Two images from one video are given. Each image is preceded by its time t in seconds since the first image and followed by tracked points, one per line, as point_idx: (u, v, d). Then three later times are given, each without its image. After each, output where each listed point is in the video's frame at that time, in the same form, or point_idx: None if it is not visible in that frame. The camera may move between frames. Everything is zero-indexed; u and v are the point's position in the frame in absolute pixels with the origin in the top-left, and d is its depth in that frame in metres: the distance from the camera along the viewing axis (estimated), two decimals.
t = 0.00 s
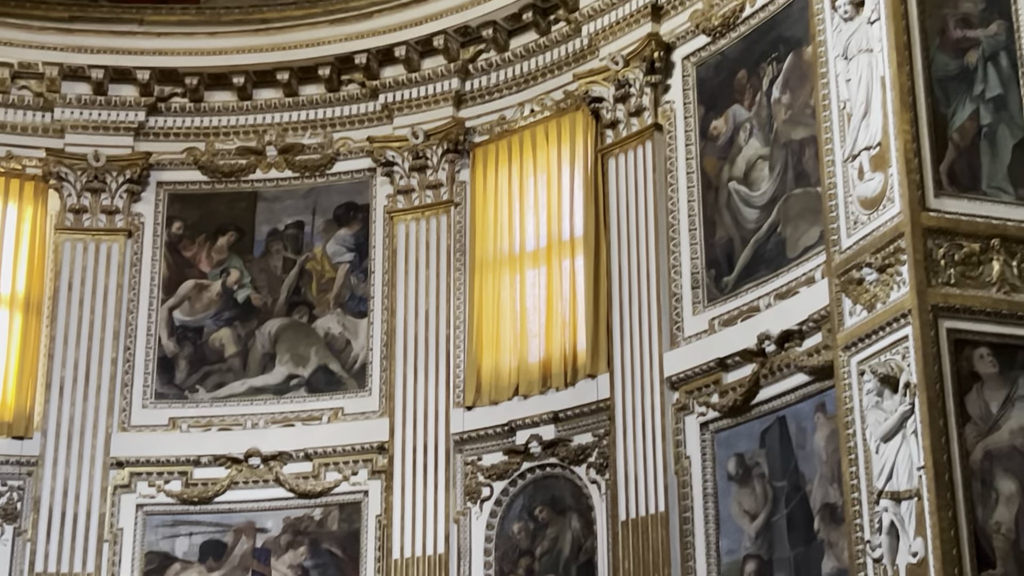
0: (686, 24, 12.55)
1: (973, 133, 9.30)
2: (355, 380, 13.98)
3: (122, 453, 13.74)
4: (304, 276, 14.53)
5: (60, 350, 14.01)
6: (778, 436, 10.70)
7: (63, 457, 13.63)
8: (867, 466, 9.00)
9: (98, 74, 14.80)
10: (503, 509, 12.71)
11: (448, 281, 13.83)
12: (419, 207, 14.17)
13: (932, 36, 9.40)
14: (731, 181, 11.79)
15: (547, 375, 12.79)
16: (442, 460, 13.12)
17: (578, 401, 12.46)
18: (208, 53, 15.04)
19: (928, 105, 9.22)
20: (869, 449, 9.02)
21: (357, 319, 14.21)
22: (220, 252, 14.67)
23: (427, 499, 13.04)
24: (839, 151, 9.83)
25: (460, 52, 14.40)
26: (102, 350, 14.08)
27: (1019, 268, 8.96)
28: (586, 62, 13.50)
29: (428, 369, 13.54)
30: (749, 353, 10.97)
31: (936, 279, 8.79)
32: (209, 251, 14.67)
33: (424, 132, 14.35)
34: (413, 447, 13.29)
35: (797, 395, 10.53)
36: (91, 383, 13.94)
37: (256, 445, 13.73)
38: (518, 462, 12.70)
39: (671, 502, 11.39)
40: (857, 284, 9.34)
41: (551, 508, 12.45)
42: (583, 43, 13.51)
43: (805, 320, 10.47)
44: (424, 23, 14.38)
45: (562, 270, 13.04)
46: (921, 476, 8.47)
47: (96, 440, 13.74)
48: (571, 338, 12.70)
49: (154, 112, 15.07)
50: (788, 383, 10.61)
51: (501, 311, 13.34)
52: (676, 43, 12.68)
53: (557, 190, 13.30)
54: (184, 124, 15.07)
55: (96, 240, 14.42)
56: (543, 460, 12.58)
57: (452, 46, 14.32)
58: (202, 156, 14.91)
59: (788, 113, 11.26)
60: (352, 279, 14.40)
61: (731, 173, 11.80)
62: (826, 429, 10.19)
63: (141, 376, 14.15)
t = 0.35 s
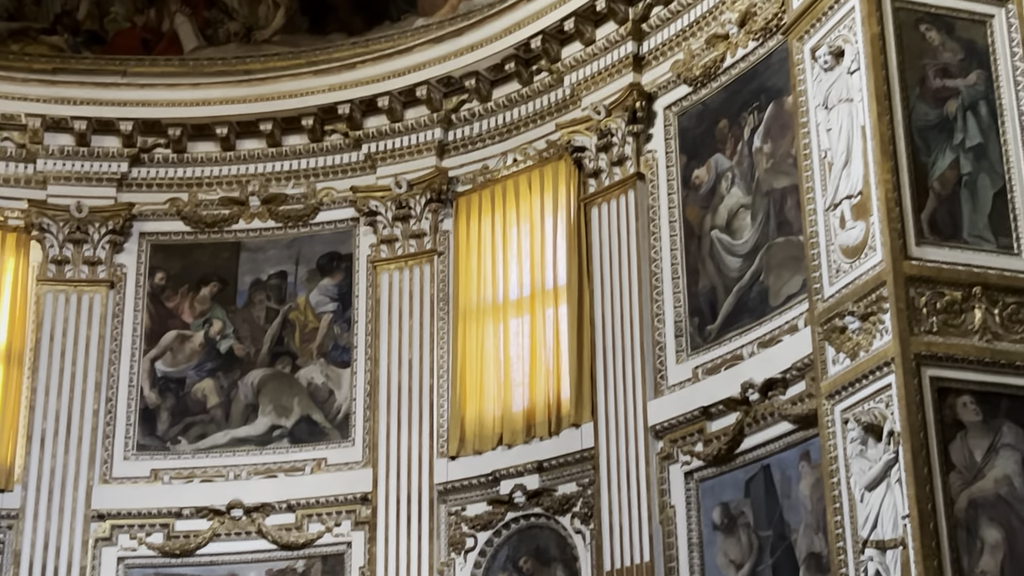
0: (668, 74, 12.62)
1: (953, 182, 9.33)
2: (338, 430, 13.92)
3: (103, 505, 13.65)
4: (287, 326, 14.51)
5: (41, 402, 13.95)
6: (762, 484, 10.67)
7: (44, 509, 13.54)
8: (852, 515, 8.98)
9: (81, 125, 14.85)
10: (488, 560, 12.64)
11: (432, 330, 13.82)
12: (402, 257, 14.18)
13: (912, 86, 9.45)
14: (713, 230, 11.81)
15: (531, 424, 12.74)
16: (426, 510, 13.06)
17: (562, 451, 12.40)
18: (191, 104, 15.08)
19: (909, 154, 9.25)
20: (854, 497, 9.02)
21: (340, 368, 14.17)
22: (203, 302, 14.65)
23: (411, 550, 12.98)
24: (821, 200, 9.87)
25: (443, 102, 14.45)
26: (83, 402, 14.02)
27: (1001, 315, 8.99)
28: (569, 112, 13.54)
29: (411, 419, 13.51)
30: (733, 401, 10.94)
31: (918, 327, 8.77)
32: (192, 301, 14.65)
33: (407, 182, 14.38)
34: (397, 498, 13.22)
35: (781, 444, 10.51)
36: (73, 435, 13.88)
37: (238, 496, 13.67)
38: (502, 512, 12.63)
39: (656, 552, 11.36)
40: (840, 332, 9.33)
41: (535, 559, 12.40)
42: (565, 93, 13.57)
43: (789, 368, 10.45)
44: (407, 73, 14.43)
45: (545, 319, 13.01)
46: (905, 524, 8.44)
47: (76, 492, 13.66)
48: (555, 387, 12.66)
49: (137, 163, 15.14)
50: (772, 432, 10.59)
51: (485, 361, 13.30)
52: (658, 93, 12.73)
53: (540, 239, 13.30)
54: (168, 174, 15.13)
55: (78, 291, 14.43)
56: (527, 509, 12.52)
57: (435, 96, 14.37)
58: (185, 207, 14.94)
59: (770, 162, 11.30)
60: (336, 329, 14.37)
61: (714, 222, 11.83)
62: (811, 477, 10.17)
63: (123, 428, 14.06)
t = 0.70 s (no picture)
0: (657, 125, 12.67)
1: (942, 231, 9.34)
2: (328, 483, 13.85)
3: (92, 560, 13.60)
4: (276, 379, 14.47)
5: (30, 456, 13.90)
6: (755, 535, 10.63)
7: (32, 565, 13.47)
8: (845, 565, 8.96)
9: (71, 180, 14.88)
10: None
11: (422, 382, 13.78)
12: (392, 308, 14.16)
13: (899, 136, 9.47)
14: (703, 280, 11.83)
15: (522, 476, 12.69)
16: (417, 563, 12.99)
17: (554, 502, 12.34)
18: (180, 158, 15.12)
19: (898, 204, 9.25)
20: (847, 548, 8.98)
21: (330, 421, 14.12)
22: (193, 355, 14.62)
23: None
24: (809, 249, 9.87)
25: (433, 154, 14.49)
26: (72, 457, 13.98)
27: (992, 364, 8.99)
28: (558, 163, 13.57)
29: (402, 471, 13.44)
30: (725, 452, 10.90)
31: (909, 377, 8.75)
32: (181, 355, 14.62)
33: (397, 234, 14.36)
34: (388, 551, 13.15)
35: (773, 494, 10.48)
36: (61, 490, 13.81)
37: (228, 551, 13.59)
38: (494, 565, 12.59)
39: None
40: (831, 382, 9.30)
41: None
42: (554, 144, 13.62)
43: (780, 419, 10.41)
44: (397, 125, 14.47)
45: (536, 371, 12.98)
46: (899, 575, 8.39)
47: (65, 548, 13.59)
48: (546, 438, 12.61)
49: (126, 217, 15.17)
50: (764, 482, 10.56)
51: (476, 412, 13.25)
52: (647, 143, 12.79)
53: (530, 290, 13.29)
54: (157, 228, 15.16)
55: (67, 344, 14.39)
56: (519, 562, 12.47)
57: (424, 147, 14.42)
58: (175, 260, 14.92)
59: (758, 212, 11.34)
60: (326, 381, 14.33)
61: (703, 272, 11.84)
62: (804, 528, 10.13)
63: (112, 482, 14.02)
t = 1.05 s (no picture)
0: (653, 179, 12.71)
1: (940, 284, 9.33)
2: (327, 539, 13.79)
3: None
4: (275, 435, 14.44)
5: (28, 515, 13.87)
6: None
7: None
8: None
9: (70, 238, 14.94)
10: None
11: (421, 437, 13.74)
12: (390, 363, 14.15)
13: (895, 188, 9.46)
14: (702, 333, 11.82)
15: (522, 531, 12.63)
16: None
17: (555, 557, 12.30)
18: (179, 215, 15.15)
19: (895, 256, 9.23)
20: None
21: (329, 477, 14.08)
22: (190, 412, 14.58)
23: None
24: (807, 301, 9.82)
25: (430, 209, 14.51)
26: (70, 515, 13.93)
27: (991, 416, 8.95)
28: (555, 217, 13.60)
29: (401, 528, 13.40)
30: (725, 505, 10.86)
31: (908, 429, 8.72)
32: (179, 412, 14.58)
33: (395, 288, 14.41)
34: None
35: (775, 548, 10.44)
36: (59, 549, 13.77)
37: None
38: None
39: None
40: (831, 435, 9.25)
41: None
42: (552, 198, 13.65)
43: (780, 472, 10.37)
44: (394, 180, 14.52)
45: (535, 425, 12.93)
46: None
47: None
48: (546, 493, 12.55)
49: (125, 274, 15.21)
50: (765, 537, 10.52)
51: (475, 467, 13.19)
52: (644, 197, 12.82)
53: (529, 344, 13.26)
54: (155, 285, 15.19)
55: (65, 402, 14.38)
56: None
57: (422, 203, 14.45)
58: (173, 317, 14.93)
59: (756, 265, 11.35)
60: (324, 437, 14.29)
61: (702, 325, 11.85)
62: None
63: (109, 540, 13.95)
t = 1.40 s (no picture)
0: (656, 236, 12.72)
1: (944, 339, 9.15)
2: None
3: None
4: (279, 495, 14.41)
5: None
6: None
7: None
8: None
9: (74, 298, 15.00)
10: None
11: (425, 497, 13.72)
12: (395, 422, 14.14)
13: (898, 245, 9.28)
14: (706, 390, 11.77)
15: None
16: None
17: None
18: (183, 275, 15.19)
19: (899, 312, 9.05)
20: None
21: (333, 537, 14.04)
22: (195, 472, 14.56)
23: None
24: (813, 358, 9.60)
25: (434, 267, 14.54)
26: None
27: (999, 473, 8.77)
28: (559, 274, 13.63)
29: None
30: (732, 564, 10.81)
31: (916, 486, 8.53)
32: (183, 472, 14.56)
33: (400, 347, 14.36)
34: None
35: None
36: None
37: None
38: None
39: None
40: (838, 492, 9.02)
41: None
42: (555, 256, 13.64)
43: (787, 530, 10.32)
44: (398, 239, 14.54)
45: (540, 483, 12.85)
46: None
47: None
48: (552, 552, 12.47)
49: (129, 334, 15.24)
50: None
51: (480, 526, 13.09)
52: (647, 254, 12.83)
53: (533, 402, 13.21)
54: (160, 345, 15.19)
55: (69, 464, 14.38)
56: None
57: (426, 261, 14.48)
58: (178, 376, 14.97)
59: (760, 321, 11.34)
60: (329, 497, 14.24)
61: (706, 381, 11.80)
62: None
63: None
